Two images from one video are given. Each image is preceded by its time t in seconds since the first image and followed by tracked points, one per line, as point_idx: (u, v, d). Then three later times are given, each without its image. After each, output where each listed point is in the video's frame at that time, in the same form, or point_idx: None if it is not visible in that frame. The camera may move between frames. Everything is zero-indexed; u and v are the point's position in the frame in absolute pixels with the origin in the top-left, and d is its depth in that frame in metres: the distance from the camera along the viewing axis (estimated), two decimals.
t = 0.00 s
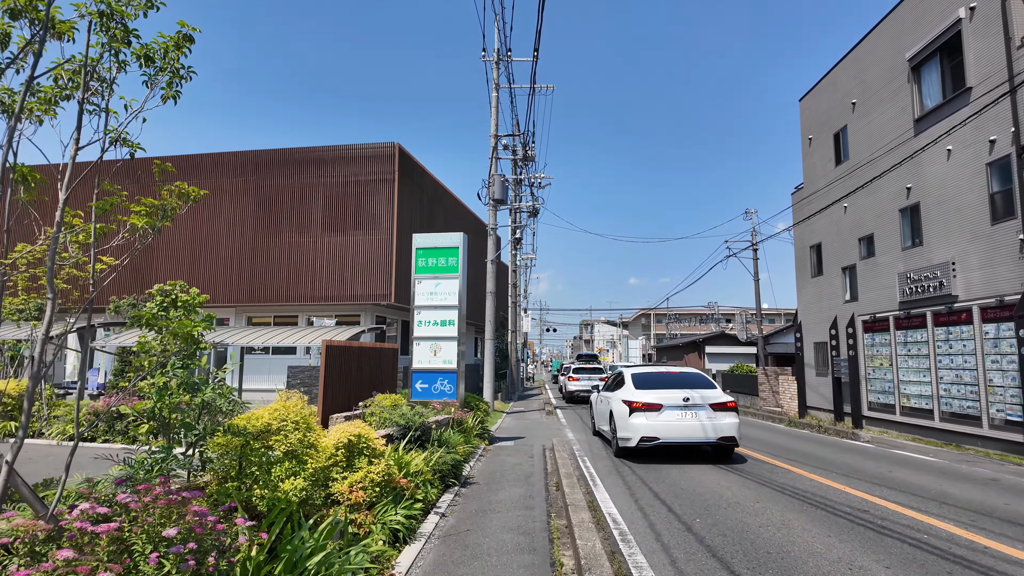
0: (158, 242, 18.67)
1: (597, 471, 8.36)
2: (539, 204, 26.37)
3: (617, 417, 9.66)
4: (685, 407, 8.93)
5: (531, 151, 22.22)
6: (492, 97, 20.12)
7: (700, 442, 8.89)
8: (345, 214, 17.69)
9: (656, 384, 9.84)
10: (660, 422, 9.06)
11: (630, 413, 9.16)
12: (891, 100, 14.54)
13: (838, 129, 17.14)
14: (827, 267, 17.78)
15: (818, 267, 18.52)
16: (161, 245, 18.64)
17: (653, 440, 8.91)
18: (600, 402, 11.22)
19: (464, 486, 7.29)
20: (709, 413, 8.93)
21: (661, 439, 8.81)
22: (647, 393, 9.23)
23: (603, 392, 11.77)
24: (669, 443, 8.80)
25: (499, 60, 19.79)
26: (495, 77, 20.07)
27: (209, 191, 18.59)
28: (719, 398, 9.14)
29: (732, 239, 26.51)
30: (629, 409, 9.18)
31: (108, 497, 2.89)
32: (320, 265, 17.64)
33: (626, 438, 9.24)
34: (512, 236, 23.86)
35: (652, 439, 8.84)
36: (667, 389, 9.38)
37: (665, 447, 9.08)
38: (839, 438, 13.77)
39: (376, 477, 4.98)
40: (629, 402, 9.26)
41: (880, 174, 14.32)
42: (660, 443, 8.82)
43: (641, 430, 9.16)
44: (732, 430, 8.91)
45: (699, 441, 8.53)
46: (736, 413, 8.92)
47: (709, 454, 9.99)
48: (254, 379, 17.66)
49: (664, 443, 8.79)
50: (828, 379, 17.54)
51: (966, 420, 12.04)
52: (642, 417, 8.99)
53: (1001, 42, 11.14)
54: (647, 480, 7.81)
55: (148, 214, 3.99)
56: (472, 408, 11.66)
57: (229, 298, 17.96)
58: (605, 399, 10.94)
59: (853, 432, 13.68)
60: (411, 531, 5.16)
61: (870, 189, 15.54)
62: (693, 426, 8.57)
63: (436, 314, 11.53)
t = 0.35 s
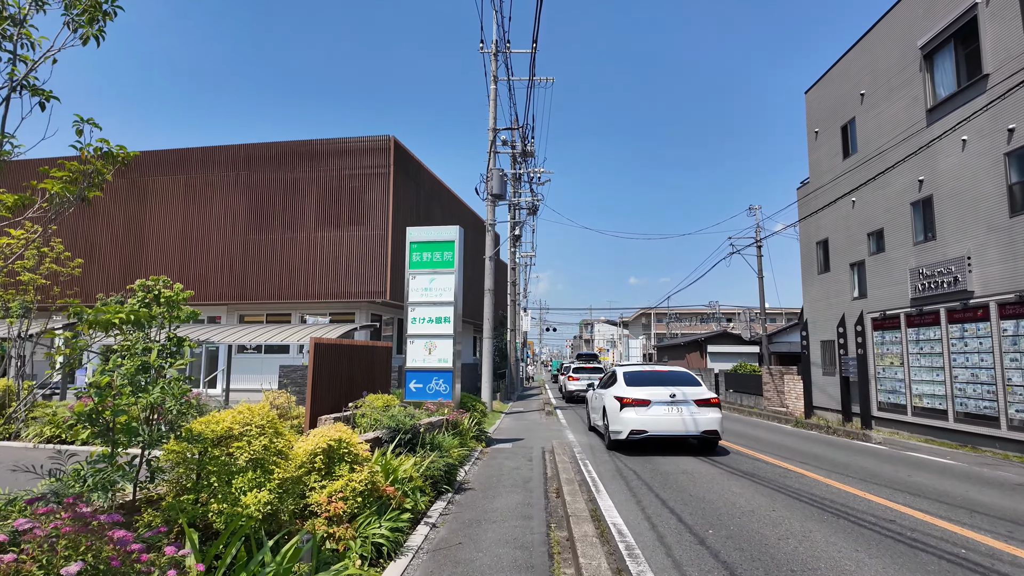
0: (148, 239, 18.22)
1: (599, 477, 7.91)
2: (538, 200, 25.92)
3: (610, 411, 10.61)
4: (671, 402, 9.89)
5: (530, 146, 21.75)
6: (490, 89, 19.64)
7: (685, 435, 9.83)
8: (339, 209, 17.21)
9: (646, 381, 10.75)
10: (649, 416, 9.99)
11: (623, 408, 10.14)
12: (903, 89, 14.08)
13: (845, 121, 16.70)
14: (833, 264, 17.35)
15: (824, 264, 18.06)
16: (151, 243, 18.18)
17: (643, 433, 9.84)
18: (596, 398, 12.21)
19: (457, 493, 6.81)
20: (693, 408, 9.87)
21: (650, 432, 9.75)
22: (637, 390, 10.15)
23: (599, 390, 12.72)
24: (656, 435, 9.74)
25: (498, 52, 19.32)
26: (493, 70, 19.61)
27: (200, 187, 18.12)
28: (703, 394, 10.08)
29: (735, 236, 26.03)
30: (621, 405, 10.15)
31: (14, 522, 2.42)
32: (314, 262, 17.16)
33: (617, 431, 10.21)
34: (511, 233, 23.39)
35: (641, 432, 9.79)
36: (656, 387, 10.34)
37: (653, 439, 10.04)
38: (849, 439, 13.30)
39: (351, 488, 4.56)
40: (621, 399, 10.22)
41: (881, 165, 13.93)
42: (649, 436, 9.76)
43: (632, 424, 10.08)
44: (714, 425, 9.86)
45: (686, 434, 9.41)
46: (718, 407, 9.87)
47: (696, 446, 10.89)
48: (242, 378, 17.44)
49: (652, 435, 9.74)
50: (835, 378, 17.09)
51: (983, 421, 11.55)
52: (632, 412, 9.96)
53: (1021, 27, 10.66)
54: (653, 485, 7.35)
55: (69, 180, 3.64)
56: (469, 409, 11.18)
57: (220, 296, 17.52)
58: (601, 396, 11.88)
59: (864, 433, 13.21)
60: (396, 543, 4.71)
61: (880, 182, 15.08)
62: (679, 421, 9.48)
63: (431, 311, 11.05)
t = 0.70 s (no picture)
0: (137, 237, 17.77)
1: (603, 483, 7.46)
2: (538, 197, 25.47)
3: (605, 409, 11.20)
4: (661, 401, 10.46)
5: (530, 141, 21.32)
6: (489, 82, 19.20)
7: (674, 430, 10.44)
8: (333, 204, 16.76)
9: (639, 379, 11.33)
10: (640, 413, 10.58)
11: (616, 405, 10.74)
12: (916, 80, 13.63)
13: (853, 115, 16.27)
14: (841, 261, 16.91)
15: (832, 261, 17.62)
16: (139, 240, 17.74)
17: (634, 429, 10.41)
18: (593, 396, 12.83)
19: (451, 502, 6.35)
20: (683, 407, 10.42)
21: (640, 428, 10.33)
22: (630, 388, 10.75)
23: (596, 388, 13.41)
24: (646, 432, 10.30)
25: (497, 44, 18.89)
26: (492, 63, 19.18)
27: (189, 182, 17.67)
28: (692, 393, 10.71)
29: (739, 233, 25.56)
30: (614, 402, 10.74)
31: None
32: (307, 258, 16.72)
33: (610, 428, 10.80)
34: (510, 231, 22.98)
35: (632, 429, 10.35)
36: (648, 386, 10.92)
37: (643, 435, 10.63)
38: (860, 441, 12.84)
39: (331, 500, 4.14)
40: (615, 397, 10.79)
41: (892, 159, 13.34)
42: (640, 432, 10.33)
43: (624, 421, 10.65)
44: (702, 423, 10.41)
45: (674, 431, 9.96)
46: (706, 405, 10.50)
47: (687, 443, 11.47)
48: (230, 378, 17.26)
49: (642, 431, 10.31)
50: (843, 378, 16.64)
51: (1001, 423, 11.09)
52: (624, 410, 10.55)
53: None
54: (661, 493, 6.90)
55: None
56: (466, 410, 10.72)
57: (212, 294, 17.10)
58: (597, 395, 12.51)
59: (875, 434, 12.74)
60: (381, 561, 4.27)
61: (890, 177, 14.64)
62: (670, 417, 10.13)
63: (426, 309, 10.59)
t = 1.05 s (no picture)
0: (125, 233, 17.32)
1: (605, 493, 7.03)
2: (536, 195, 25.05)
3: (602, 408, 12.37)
4: (653, 400, 11.63)
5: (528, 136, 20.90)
6: (487, 76, 18.77)
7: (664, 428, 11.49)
8: (325, 200, 16.31)
9: (633, 381, 12.40)
10: (633, 412, 11.66)
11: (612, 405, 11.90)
12: (926, 72, 13.22)
13: (860, 109, 15.87)
14: (846, 259, 16.53)
15: (836, 259, 17.22)
16: (126, 238, 17.29)
17: (627, 426, 11.52)
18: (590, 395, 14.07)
19: (443, 514, 5.93)
20: (671, 406, 11.60)
21: (634, 427, 11.50)
22: (624, 389, 11.83)
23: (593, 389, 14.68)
24: (640, 430, 11.48)
25: (495, 37, 18.47)
26: (490, 57, 18.76)
27: (177, 178, 17.20)
28: (682, 393, 11.77)
29: (740, 232, 25.15)
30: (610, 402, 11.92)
31: None
32: (298, 256, 16.27)
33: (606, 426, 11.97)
34: (508, 229, 22.59)
35: (626, 426, 11.53)
36: (640, 386, 12.07)
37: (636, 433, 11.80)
38: (869, 445, 12.43)
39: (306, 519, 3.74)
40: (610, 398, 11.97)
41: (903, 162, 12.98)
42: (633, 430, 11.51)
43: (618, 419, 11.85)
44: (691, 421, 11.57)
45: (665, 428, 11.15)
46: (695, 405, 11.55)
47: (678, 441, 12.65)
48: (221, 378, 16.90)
49: (635, 429, 11.47)
50: (848, 379, 16.24)
51: (1017, 427, 10.66)
52: (619, 410, 11.73)
53: None
54: (666, 504, 6.48)
55: None
56: (460, 413, 10.30)
57: (201, 293, 16.65)
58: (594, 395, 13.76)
59: (885, 438, 12.33)
60: None
61: (899, 172, 14.24)
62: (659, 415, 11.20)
63: (420, 308, 10.15)
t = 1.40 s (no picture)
0: (108, 230, 16.81)
1: (604, 502, 6.60)
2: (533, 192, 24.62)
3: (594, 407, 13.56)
4: (642, 401, 12.89)
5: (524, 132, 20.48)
6: (481, 70, 18.34)
7: (652, 426, 12.69)
8: (315, 196, 15.84)
9: (625, 382, 13.63)
10: (624, 411, 12.92)
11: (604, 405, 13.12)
12: (933, 63, 12.82)
13: (863, 103, 15.49)
14: (849, 257, 16.16)
15: (838, 257, 16.86)
16: (108, 235, 16.79)
17: (619, 424, 12.73)
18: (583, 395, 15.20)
19: (427, 527, 5.48)
20: (660, 407, 12.86)
21: (625, 426, 12.75)
22: (615, 390, 13.09)
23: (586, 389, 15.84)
24: (630, 428, 12.75)
25: (490, 30, 18.04)
26: (485, 50, 18.32)
27: (161, 173, 16.71)
28: (670, 394, 13.01)
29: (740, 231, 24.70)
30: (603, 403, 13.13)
31: None
32: (286, 253, 15.79)
33: (598, 424, 13.18)
34: (503, 227, 22.17)
35: (617, 425, 12.80)
36: (631, 388, 13.32)
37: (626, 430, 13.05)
38: (875, 448, 12.02)
39: (268, 542, 3.29)
40: (602, 399, 13.18)
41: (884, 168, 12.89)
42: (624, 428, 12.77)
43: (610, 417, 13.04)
44: (677, 420, 12.86)
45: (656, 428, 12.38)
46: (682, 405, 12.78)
47: (664, 437, 13.81)
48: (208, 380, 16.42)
49: (627, 427, 12.72)
50: (851, 380, 15.87)
51: None
52: (611, 411, 12.94)
53: None
54: (669, 515, 6.04)
55: None
56: (452, 416, 9.86)
57: (187, 291, 16.17)
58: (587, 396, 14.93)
59: (891, 440, 11.91)
60: None
61: (904, 167, 13.85)
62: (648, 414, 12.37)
63: (408, 306, 9.69)
